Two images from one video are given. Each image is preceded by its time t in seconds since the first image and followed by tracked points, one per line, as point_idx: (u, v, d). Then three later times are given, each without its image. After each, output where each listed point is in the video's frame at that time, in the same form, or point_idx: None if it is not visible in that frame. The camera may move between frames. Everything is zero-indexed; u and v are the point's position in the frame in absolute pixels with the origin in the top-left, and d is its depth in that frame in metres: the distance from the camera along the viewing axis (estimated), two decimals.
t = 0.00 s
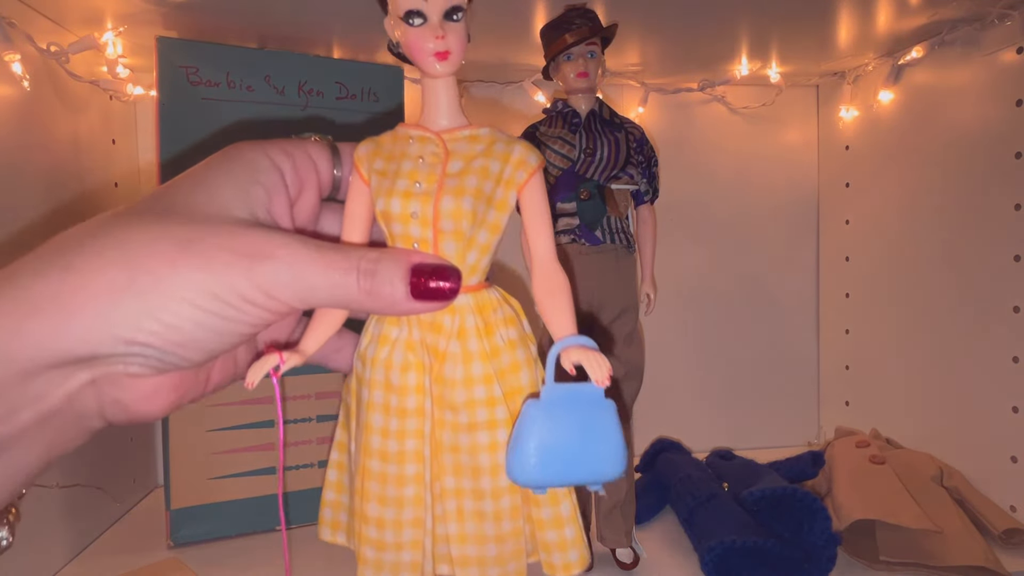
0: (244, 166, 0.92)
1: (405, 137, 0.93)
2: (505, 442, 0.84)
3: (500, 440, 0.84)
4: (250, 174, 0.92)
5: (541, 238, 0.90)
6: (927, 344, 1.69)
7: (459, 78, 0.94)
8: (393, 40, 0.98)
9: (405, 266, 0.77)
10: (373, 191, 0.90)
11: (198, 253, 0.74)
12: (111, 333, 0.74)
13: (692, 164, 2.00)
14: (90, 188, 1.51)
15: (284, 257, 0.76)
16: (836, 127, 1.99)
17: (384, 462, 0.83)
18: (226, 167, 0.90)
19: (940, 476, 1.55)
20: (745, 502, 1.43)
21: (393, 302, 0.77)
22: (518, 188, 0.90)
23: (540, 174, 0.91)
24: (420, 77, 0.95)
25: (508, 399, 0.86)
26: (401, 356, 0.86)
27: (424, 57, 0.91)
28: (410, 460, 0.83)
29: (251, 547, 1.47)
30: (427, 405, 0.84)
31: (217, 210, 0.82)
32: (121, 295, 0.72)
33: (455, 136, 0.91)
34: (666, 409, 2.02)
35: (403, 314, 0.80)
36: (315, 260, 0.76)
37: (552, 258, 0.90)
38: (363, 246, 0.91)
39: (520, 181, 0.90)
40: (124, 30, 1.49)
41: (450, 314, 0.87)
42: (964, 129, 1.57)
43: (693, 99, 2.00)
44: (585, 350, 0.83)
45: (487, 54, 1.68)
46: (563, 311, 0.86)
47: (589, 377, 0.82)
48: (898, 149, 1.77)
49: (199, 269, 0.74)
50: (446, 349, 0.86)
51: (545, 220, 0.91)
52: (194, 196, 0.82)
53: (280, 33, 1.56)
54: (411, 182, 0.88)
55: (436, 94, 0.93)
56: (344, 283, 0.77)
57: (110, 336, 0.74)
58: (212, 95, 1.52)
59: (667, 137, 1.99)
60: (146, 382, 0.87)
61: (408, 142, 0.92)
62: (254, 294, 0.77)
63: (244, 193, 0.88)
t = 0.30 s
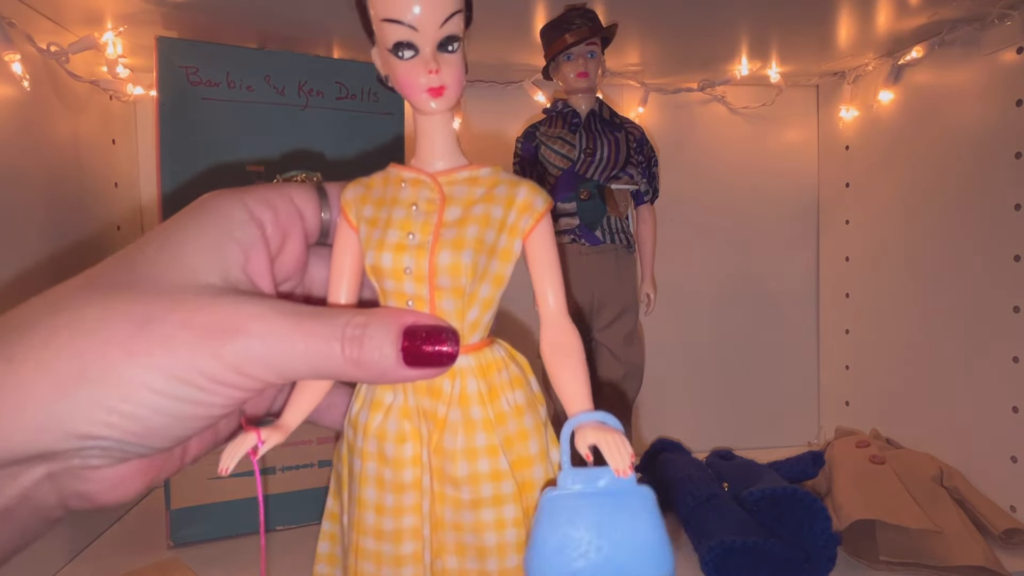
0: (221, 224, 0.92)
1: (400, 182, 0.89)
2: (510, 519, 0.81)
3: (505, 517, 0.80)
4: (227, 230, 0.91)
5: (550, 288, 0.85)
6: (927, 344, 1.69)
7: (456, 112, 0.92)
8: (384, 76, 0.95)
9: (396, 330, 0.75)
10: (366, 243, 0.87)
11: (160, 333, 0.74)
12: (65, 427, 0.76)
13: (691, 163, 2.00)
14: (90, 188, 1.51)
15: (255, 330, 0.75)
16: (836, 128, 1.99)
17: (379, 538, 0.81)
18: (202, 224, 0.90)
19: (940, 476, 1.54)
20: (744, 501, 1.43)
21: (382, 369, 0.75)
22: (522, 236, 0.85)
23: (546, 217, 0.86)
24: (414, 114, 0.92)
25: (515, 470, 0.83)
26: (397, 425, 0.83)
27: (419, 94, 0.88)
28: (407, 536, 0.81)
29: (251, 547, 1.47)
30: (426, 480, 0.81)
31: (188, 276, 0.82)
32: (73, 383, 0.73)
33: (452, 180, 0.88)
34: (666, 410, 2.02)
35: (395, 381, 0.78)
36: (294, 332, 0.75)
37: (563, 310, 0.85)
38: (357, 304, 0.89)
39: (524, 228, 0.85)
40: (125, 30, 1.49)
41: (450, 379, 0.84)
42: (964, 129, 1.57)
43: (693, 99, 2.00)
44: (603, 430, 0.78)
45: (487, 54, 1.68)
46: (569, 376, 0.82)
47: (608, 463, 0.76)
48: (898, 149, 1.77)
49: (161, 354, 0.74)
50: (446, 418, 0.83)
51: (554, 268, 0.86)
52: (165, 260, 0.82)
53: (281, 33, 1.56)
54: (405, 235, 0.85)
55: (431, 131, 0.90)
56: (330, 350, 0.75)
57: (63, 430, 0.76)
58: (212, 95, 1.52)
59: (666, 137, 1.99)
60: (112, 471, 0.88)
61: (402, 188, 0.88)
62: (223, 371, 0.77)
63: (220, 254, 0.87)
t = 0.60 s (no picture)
0: (195, 303, 0.77)
1: (386, 252, 0.80)
2: None
3: None
4: (203, 309, 0.77)
5: (543, 363, 0.78)
6: (927, 344, 1.69)
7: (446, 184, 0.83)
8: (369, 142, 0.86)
9: (380, 413, 0.67)
10: (349, 320, 0.78)
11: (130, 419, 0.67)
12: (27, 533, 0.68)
13: (691, 164, 2.00)
14: (90, 188, 1.51)
15: (233, 422, 0.67)
16: (836, 128, 1.99)
17: None
18: (174, 305, 0.76)
19: (940, 476, 1.54)
20: (744, 501, 1.43)
21: (369, 456, 0.67)
22: (516, 312, 0.78)
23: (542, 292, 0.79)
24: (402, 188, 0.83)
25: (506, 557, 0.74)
26: (382, 508, 0.74)
27: (407, 171, 0.79)
28: None
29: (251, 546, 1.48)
30: (412, 569, 0.72)
31: (161, 366, 0.71)
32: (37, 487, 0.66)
33: (442, 252, 0.79)
34: (666, 410, 2.02)
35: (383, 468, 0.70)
36: (271, 423, 0.68)
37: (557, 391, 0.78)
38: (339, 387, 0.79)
39: (518, 303, 0.77)
40: (124, 30, 1.49)
41: (437, 462, 0.75)
42: (964, 130, 1.57)
43: (693, 99, 2.00)
44: (596, 533, 0.70)
45: (487, 54, 1.68)
46: (564, 468, 0.75)
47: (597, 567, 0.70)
48: (898, 149, 1.77)
49: (131, 451, 0.67)
50: (434, 501, 0.74)
51: (548, 339, 0.79)
52: (133, 351, 0.72)
53: (281, 33, 1.56)
54: (391, 313, 0.77)
55: (421, 209, 0.81)
56: (310, 438, 0.68)
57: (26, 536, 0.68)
58: (212, 95, 1.52)
59: (666, 137, 1.99)
60: (87, 566, 0.78)
61: (389, 260, 0.80)
62: (197, 467, 0.69)
63: (198, 336, 0.74)
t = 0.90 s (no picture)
0: (191, 366, 0.77)
1: (391, 308, 0.76)
2: None
3: None
4: (198, 371, 0.77)
5: (563, 430, 0.74)
6: (928, 344, 1.69)
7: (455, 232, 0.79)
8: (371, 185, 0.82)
9: (378, 484, 0.65)
10: (351, 384, 0.74)
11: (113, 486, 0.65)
12: None
13: (691, 164, 2.00)
14: (90, 189, 1.51)
15: (216, 496, 0.65)
16: (836, 127, 1.99)
17: None
18: (169, 368, 0.76)
19: (940, 476, 1.54)
20: (744, 502, 1.43)
21: (364, 531, 0.65)
22: (530, 373, 0.74)
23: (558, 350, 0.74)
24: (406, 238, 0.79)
25: None
26: None
27: (412, 222, 0.75)
28: None
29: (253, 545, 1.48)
30: None
31: (147, 435, 0.70)
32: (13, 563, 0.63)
33: (450, 308, 0.74)
34: (666, 409, 2.02)
35: (379, 544, 0.67)
36: (256, 496, 0.65)
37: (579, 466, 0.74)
38: (339, 455, 0.77)
39: (532, 364, 0.74)
40: (124, 30, 1.48)
41: (444, 538, 0.71)
42: (964, 130, 1.57)
43: (693, 99, 2.00)
44: None
45: (487, 54, 1.68)
46: (583, 548, 0.71)
47: None
48: (898, 149, 1.77)
49: (106, 529, 0.64)
50: None
51: (568, 403, 0.75)
52: (123, 417, 0.70)
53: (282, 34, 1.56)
54: (395, 377, 0.72)
55: (427, 262, 0.77)
56: (302, 514, 0.65)
57: None
58: (212, 95, 1.53)
59: (666, 137, 1.99)
60: None
61: (392, 316, 0.75)
62: (177, 547, 0.66)
63: (191, 401, 0.74)
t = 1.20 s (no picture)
0: (196, 402, 0.71)
1: (404, 341, 0.74)
2: None
3: None
4: (202, 409, 0.71)
5: (585, 469, 0.72)
6: (928, 344, 1.69)
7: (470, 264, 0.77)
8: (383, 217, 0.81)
9: (389, 529, 0.64)
10: (363, 421, 0.73)
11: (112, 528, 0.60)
12: None
13: (691, 164, 2.00)
14: (90, 189, 1.51)
15: (221, 546, 0.61)
16: (836, 128, 1.99)
17: None
18: (173, 406, 0.70)
19: (940, 476, 1.54)
20: (744, 502, 1.43)
21: None
22: (551, 410, 0.72)
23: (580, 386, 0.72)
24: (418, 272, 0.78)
25: None
26: None
27: (426, 254, 0.73)
28: None
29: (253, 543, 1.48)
30: None
31: (152, 477, 0.64)
32: None
33: (466, 342, 0.73)
34: (666, 410, 2.02)
35: None
36: (263, 545, 0.62)
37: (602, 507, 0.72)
38: (348, 497, 0.74)
39: (553, 400, 0.72)
40: (125, 30, 1.48)
41: None
42: (964, 130, 1.57)
43: (693, 99, 2.00)
44: None
45: (488, 54, 1.69)
46: None
47: None
48: (898, 149, 1.77)
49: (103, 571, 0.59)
50: None
51: (590, 441, 0.72)
52: (118, 461, 0.65)
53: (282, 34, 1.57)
54: (409, 415, 0.70)
55: (440, 294, 0.75)
56: (311, 563, 0.63)
57: None
58: (212, 95, 1.53)
59: (666, 137, 1.99)
60: None
61: (406, 351, 0.73)
62: None
63: (196, 441, 0.68)
